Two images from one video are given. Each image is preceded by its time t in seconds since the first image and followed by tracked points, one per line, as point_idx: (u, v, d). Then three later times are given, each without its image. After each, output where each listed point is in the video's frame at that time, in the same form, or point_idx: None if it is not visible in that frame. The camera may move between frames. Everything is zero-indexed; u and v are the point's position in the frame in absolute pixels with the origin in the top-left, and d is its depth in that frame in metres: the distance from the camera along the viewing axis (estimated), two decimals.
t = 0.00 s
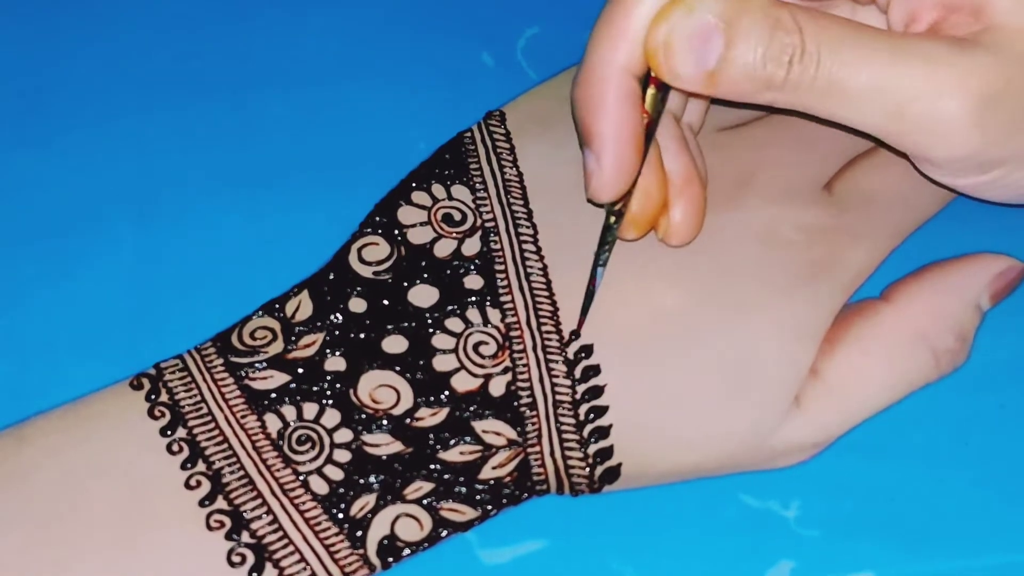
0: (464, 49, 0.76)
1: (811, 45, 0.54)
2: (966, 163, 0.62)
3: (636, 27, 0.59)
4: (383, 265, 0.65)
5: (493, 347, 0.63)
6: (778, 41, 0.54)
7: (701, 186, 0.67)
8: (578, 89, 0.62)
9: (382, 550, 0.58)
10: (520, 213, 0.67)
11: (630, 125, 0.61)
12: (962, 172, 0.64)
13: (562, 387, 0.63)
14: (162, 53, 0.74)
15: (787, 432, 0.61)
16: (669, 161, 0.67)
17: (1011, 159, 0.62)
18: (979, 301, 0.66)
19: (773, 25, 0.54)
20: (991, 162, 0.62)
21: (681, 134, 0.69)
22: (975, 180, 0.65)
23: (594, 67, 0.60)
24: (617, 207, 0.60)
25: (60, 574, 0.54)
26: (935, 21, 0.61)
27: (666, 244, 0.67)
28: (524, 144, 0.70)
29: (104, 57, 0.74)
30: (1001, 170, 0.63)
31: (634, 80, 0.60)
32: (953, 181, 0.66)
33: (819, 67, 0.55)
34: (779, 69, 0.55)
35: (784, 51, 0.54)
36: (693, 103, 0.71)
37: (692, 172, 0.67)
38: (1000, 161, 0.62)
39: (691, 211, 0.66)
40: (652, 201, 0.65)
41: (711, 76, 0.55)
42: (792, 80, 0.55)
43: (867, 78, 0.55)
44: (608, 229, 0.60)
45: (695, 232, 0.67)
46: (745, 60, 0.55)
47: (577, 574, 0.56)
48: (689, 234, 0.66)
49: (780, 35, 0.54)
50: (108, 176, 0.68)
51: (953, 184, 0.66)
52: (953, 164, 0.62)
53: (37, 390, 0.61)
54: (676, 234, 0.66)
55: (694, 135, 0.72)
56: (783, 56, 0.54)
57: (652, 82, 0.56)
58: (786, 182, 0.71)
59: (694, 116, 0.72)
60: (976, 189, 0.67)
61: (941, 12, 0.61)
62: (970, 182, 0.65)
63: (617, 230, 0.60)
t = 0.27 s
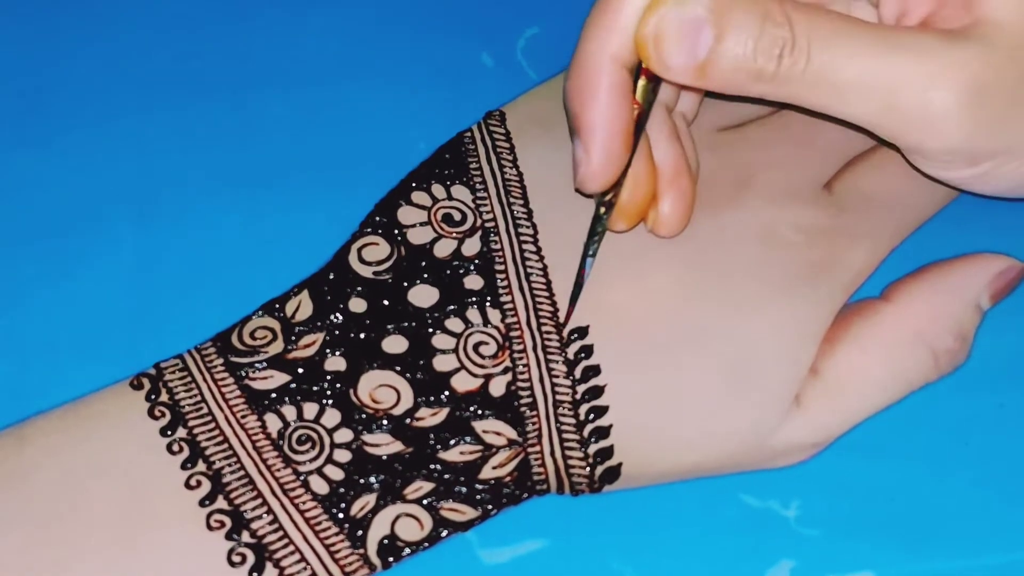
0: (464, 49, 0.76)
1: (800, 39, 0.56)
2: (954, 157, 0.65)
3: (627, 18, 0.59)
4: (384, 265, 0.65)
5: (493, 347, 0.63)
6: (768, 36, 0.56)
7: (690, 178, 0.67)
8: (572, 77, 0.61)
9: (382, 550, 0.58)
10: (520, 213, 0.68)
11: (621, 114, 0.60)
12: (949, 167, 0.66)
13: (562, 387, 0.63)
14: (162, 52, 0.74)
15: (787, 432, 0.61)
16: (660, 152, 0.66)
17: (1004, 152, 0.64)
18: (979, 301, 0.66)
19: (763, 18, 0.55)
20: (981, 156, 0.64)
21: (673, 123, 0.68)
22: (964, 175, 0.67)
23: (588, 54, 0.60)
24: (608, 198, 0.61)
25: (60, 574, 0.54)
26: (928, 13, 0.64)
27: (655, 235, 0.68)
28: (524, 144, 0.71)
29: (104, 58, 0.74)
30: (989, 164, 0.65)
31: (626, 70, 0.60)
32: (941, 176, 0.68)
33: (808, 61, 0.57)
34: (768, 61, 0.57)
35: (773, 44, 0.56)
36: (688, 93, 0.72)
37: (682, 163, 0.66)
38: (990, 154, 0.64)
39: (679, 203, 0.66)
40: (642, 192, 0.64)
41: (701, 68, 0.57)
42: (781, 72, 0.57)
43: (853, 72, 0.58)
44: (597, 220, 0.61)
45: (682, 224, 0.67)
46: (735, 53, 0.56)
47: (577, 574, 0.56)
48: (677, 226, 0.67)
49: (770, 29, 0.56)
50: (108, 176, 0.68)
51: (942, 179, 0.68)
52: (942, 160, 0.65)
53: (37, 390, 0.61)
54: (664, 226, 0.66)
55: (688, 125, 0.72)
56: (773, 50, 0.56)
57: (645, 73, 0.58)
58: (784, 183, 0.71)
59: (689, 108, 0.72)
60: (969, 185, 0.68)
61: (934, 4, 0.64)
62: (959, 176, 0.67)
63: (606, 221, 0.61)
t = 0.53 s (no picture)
0: (464, 49, 0.76)
1: (801, 20, 0.57)
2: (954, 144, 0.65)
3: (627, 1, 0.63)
4: (384, 264, 0.65)
5: (494, 346, 0.63)
6: (770, 16, 0.57)
7: (691, 161, 0.68)
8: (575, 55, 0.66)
9: (383, 549, 0.58)
10: (521, 212, 0.68)
11: (620, 91, 0.65)
12: (949, 151, 0.66)
13: (563, 386, 0.63)
14: (162, 52, 0.74)
15: (788, 431, 0.61)
16: (661, 136, 0.67)
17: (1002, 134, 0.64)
18: (979, 301, 0.66)
19: None
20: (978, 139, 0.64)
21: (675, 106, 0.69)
22: (964, 160, 0.67)
23: (589, 32, 0.64)
24: (608, 177, 0.63)
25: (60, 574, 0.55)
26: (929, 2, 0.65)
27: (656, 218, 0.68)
28: (525, 143, 0.71)
29: (104, 58, 0.74)
30: (988, 150, 0.65)
31: (625, 48, 0.64)
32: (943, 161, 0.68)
33: (812, 37, 0.58)
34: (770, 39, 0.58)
35: (774, 24, 0.57)
36: (690, 78, 0.72)
37: (683, 147, 0.67)
38: (988, 138, 0.64)
39: (679, 185, 0.67)
40: (642, 173, 0.65)
41: (702, 48, 0.58)
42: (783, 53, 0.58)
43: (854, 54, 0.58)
44: (597, 198, 0.63)
45: (682, 207, 0.67)
46: (736, 32, 0.57)
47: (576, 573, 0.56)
48: (676, 209, 0.67)
49: (772, 9, 0.56)
50: (109, 176, 0.68)
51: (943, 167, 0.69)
52: (943, 139, 0.65)
53: (37, 390, 0.61)
54: (664, 209, 0.67)
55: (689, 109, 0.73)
56: (774, 30, 0.57)
57: (647, 53, 0.61)
58: (785, 182, 0.71)
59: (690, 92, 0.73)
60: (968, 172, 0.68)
61: None
62: (959, 162, 0.67)
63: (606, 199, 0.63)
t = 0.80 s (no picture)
0: (465, 49, 0.76)
1: (792, 19, 0.58)
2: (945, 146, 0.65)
3: None
4: (385, 264, 0.65)
5: (495, 345, 0.64)
6: (761, 14, 0.58)
7: (697, 152, 0.68)
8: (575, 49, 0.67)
9: (385, 548, 0.58)
10: (522, 212, 0.68)
11: (624, 82, 0.65)
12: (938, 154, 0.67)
13: (564, 386, 0.63)
14: (163, 52, 0.75)
15: (788, 431, 0.62)
16: (666, 127, 0.68)
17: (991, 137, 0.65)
18: (979, 301, 0.66)
19: None
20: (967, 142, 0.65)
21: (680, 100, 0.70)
22: (952, 162, 0.68)
23: (589, 27, 0.65)
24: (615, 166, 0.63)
25: (61, 574, 0.55)
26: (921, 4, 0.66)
27: (663, 208, 0.69)
28: (525, 143, 0.71)
29: (105, 58, 0.74)
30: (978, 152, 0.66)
31: (625, 41, 0.65)
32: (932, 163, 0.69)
33: (799, 41, 0.58)
34: (759, 40, 0.59)
35: (765, 22, 0.58)
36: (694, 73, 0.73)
37: (688, 138, 0.68)
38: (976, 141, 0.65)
39: (685, 176, 0.67)
40: (648, 164, 0.66)
41: (693, 45, 0.59)
42: (772, 52, 0.59)
43: (845, 56, 0.59)
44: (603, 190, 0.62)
45: (688, 198, 0.68)
46: (727, 29, 0.59)
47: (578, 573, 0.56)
48: (682, 199, 0.68)
49: (763, 8, 0.58)
50: (110, 176, 0.69)
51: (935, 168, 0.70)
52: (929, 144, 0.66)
53: (38, 390, 0.61)
54: (670, 199, 0.68)
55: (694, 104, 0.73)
56: (765, 28, 0.58)
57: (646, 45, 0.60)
58: (785, 183, 0.71)
59: (695, 87, 0.74)
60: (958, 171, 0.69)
61: None
62: (949, 164, 0.68)
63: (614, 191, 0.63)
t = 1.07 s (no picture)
0: (465, 49, 0.76)
1: (785, 7, 0.59)
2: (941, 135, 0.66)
3: None
4: (386, 264, 0.65)
5: (495, 345, 0.64)
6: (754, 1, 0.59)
7: (691, 141, 0.69)
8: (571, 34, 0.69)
9: (385, 547, 0.58)
10: (522, 212, 0.68)
11: (616, 64, 0.67)
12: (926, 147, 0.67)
13: (564, 385, 0.63)
14: (163, 52, 0.75)
15: (789, 430, 0.62)
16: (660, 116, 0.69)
17: (980, 129, 0.65)
18: (979, 301, 0.66)
19: None
20: (956, 133, 0.65)
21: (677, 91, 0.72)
22: (942, 154, 0.68)
23: (584, 10, 0.67)
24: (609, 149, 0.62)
25: (61, 574, 0.55)
26: None
27: (656, 197, 0.69)
28: (525, 143, 0.71)
29: (105, 58, 0.74)
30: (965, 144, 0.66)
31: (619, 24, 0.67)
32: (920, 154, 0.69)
33: (791, 30, 0.60)
34: (752, 29, 0.60)
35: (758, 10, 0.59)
36: (693, 64, 0.74)
37: (682, 127, 0.69)
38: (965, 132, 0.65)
39: (679, 164, 0.68)
40: (642, 150, 0.67)
41: (688, 31, 0.60)
42: (765, 39, 0.61)
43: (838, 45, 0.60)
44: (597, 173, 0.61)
45: (681, 186, 0.68)
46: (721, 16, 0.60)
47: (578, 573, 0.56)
48: (675, 187, 0.68)
49: None
50: (110, 175, 0.69)
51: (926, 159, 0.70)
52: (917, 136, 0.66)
53: (38, 390, 0.61)
54: (663, 186, 0.68)
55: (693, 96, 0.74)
56: (758, 16, 0.59)
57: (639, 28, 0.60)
58: (786, 182, 0.71)
59: (694, 79, 0.74)
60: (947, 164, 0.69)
61: None
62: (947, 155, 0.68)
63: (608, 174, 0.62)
